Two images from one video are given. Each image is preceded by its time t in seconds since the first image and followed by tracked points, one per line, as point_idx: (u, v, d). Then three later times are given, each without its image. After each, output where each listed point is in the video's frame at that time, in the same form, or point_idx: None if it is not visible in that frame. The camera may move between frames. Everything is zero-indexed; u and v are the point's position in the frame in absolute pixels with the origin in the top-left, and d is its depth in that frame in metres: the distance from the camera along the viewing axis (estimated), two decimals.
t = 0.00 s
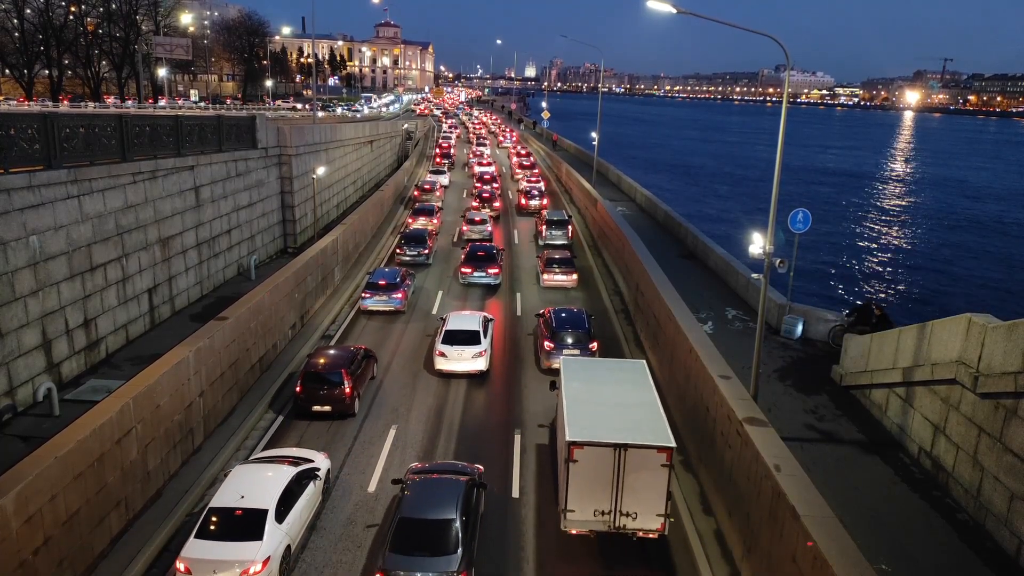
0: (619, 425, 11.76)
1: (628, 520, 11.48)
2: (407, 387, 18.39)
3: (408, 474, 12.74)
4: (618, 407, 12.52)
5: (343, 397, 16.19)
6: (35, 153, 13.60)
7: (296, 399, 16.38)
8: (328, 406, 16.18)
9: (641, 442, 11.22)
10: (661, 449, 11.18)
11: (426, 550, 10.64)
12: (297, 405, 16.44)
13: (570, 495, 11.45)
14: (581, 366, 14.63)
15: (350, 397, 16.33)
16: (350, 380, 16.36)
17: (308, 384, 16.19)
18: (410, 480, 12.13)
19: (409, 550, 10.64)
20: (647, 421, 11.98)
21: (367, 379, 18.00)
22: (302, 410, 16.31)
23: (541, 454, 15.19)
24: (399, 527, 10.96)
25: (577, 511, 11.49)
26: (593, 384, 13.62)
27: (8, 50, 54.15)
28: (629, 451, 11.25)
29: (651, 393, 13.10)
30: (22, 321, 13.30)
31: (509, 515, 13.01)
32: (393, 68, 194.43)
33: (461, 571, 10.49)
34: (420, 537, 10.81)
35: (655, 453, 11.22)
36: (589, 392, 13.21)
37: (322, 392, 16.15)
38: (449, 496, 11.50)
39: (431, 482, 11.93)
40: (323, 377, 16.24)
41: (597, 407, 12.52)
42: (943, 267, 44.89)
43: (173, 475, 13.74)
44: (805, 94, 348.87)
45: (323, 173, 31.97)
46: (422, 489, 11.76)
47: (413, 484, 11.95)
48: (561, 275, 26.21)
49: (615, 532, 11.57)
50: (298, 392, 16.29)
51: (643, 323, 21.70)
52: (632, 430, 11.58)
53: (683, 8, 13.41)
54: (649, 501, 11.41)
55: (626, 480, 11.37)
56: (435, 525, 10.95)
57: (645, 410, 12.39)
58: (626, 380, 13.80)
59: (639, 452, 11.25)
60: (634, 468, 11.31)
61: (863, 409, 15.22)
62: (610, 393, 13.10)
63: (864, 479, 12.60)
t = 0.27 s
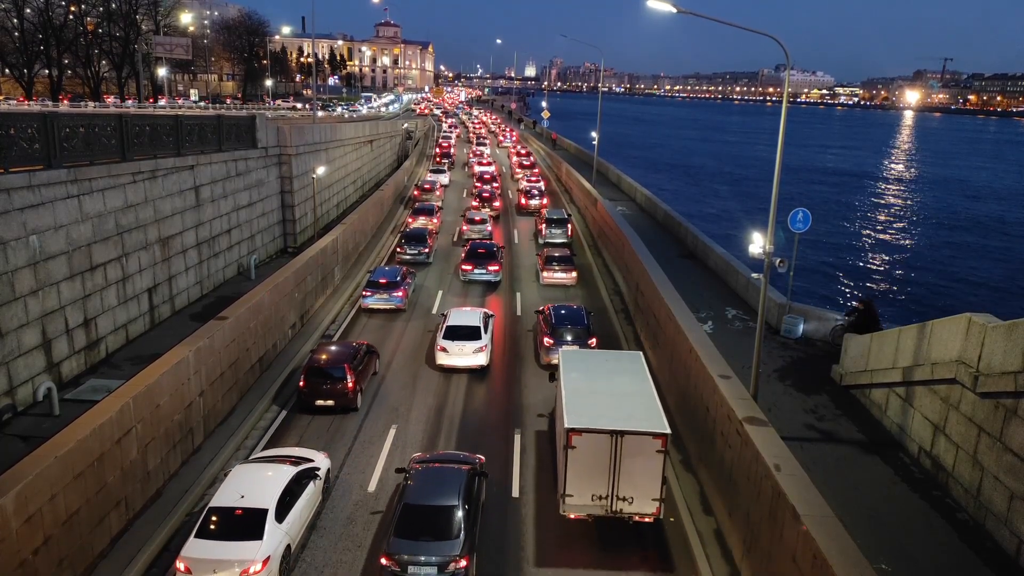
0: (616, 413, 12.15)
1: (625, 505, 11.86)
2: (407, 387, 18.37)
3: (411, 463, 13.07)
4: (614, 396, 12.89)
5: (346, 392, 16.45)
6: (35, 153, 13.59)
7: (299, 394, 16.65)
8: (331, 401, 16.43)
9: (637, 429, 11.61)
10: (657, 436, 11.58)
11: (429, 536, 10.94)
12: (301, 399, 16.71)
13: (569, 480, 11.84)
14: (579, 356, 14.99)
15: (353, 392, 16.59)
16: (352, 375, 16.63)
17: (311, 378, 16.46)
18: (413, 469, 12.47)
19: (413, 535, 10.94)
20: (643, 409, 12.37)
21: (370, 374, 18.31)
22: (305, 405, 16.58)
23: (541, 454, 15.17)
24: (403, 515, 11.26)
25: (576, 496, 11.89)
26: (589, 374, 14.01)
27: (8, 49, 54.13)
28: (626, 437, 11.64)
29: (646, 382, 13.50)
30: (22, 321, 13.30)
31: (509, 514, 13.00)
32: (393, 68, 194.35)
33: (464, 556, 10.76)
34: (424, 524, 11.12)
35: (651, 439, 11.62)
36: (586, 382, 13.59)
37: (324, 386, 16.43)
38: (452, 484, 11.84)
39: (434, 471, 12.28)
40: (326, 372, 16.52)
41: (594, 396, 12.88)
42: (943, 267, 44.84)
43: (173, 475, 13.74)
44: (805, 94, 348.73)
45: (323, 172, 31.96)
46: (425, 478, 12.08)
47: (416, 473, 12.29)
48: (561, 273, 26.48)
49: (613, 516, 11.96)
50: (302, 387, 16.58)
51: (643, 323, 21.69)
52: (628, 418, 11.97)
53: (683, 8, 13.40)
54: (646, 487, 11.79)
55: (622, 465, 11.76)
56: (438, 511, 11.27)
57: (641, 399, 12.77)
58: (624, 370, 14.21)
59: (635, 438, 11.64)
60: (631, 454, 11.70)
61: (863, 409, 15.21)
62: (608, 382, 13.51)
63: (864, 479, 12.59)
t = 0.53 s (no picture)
0: (612, 402, 12.53)
1: (621, 490, 12.24)
2: (407, 386, 18.37)
3: (414, 453, 13.41)
4: (611, 386, 13.28)
5: (349, 387, 16.71)
6: (35, 153, 13.59)
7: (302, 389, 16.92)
8: (333, 396, 16.68)
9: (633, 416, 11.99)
10: (652, 423, 11.97)
11: (432, 522, 11.29)
12: (304, 394, 16.96)
13: (568, 467, 12.20)
14: (577, 349, 15.36)
15: (355, 387, 16.86)
16: (354, 370, 16.90)
17: (315, 373, 16.73)
18: (416, 458, 12.83)
19: (417, 522, 11.29)
20: (639, 398, 12.76)
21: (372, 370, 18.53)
22: (308, 400, 16.84)
23: (541, 454, 15.16)
24: (407, 502, 11.62)
25: (574, 482, 12.24)
26: (587, 366, 14.40)
27: (8, 49, 54.13)
28: (623, 425, 12.02)
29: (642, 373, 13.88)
30: (22, 321, 13.30)
31: (509, 514, 13.00)
32: (393, 68, 194.30)
33: (466, 541, 11.12)
34: (427, 511, 11.48)
35: (646, 426, 12.01)
36: (583, 373, 13.99)
37: (327, 381, 16.68)
38: (454, 473, 12.22)
39: (437, 461, 12.63)
40: (329, 367, 16.77)
41: (592, 386, 13.27)
42: (943, 267, 44.80)
43: (173, 474, 13.75)
44: (805, 93, 348.54)
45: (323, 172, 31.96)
46: (428, 468, 12.41)
47: (420, 462, 12.64)
48: (561, 271, 26.70)
49: (609, 502, 12.34)
50: (304, 382, 16.82)
51: (643, 323, 21.66)
52: (624, 406, 12.35)
53: (683, 8, 13.39)
54: (642, 473, 12.16)
55: (619, 452, 12.12)
56: (441, 498, 11.63)
57: (637, 389, 13.17)
58: (621, 362, 14.63)
59: (630, 426, 12.02)
60: (627, 441, 12.07)
61: (863, 408, 15.21)
62: (605, 373, 13.92)
63: (864, 479, 12.58)
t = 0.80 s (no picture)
0: (610, 394, 12.97)
1: (619, 480, 12.68)
2: (406, 387, 18.32)
3: (416, 445, 13.59)
4: (609, 379, 13.70)
5: (351, 383, 16.90)
6: (35, 153, 13.60)
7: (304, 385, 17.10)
8: (336, 392, 16.87)
9: (630, 408, 12.42)
10: (649, 415, 12.38)
11: (434, 511, 11.46)
12: (306, 390, 17.15)
13: (567, 457, 12.65)
14: (576, 344, 15.77)
15: (357, 383, 17.05)
16: (356, 367, 17.08)
17: (317, 370, 16.91)
18: (418, 449, 13.00)
19: (420, 511, 11.45)
20: (636, 391, 13.18)
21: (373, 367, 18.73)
22: (311, 396, 17.03)
23: (540, 454, 15.16)
24: (409, 492, 11.78)
25: (574, 472, 12.69)
26: (585, 359, 14.82)
27: (8, 49, 54.10)
28: (620, 416, 12.44)
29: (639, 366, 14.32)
30: (22, 321, 13.30)
31: (509, 514, 13.01)
32: (393, 68, 194.37)
33: (468, 529, 11.30)
34: (429, 501, 11.64)
35: (643, 418, 12.42)
36: (582, 367, 14.40)
37: (329, 377, 16.87)
38: (455, 463, 12.39)
39: (438, 452, 12.80)
40: (331, 364, 16.96)
41: (590, 379, 13.69)
42: (943, 267, 44.82)
43: (173, 475, 13.75)
44: (805, 93, 348.55)
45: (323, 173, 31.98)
46: (431, 459, 12.58)
47: (422, 454, 12.80)
48: (561, 268, 26.97)
49: (608, 491, 12.78)
50: (307, 379, 17.03)
51: (643, 323, 21.66)
52: (622, 398, 12.79)
53: (683, 8, 13.40)
54: (639, 463, 12.58)
55: (617, 443, 12.56)
56: (443, 488, 11.81)
57: (634, 381, 13.59)
58: (619, 356, 15.07)
59: (628, 417, 12.44)
60: (624, 431, 12.50)
61: (863, 409, 15.21)
62: (603, 367, 14.36)
63: (865, 479, 12.57)
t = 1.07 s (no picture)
0: (608, 385, 13.27)
1: (616, 469, 13.02)
2: (406, 387, 18.32)
3: (419, 436, 13.86)
4: (606, 371, 14.00)
5: (353, 380, 17.11)
6: (35, 153, 13.59)
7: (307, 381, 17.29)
8: (338, 389, 17.10)
9: (627, 399, 12.73)
10: (646, 405, 12.70)
11: (437, 499, 11.74)
12: (308, 387, 17.37)
13: (566, 447, 12.95)
14: (576, 337, 16.09)
15: (359, 380, 17.24)
16: (358, 364, 17.28)
17: (320, 367, 17.14)
18: (422, 440, 13.29)
19: (423, 499, 11.73)
20: (633, 382, 13.49)
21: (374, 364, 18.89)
22: (313, 393, 17.24)
23: (541, 454, 15.17)
24: (413, 481, 12.07)
25: (572, 462, 13.01)
26: (584, 352, 15.14)
27: (8, 49, 54.08)
28: (617, 407, 12.76)
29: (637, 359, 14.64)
30: (22, 321, 13.30)
31: (509, 514, 13.01)
32: (393, 68, 194.37)
33: (470, 517, 11.58)
34: (433, 489, 11.92)
35: (640, 409, 12.74)
36: (581, 359, 14.70)
37: (331, 374, 17.10)
38: (458, 453, 12.69)
39: (440, 443, 13.08)
40: (333, 361, 17.17)
41: (588, 371, 14.00)
42: (943, 267, 44.81)
43: (173, 475, 13.74)
44: (805, 93, 348.48)
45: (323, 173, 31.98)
46: (434, 450, 12.86)
47: (425, 444, 13.10)
48: (561, 267, 27.08)
49: (605, 480, 13.11)
50: (309, 375, 17.22)
51: (643, 323, 21.65)
52: (619, 389, 13.10)
53: (683, 8, 13.39)
54: (635, 453, 12.90)
55: (614, 433, 12.88)
56: (446, 478, 12.11)
57: (632, 373, 13.90)
58: (617, 349, 15.39)
59: (625, 408, 12.76)
60: (621, 422, 12.82)
61: (863, 409, 15.22)
62: (601, 359, 14.67)
63: (865, 479, 12.57)
